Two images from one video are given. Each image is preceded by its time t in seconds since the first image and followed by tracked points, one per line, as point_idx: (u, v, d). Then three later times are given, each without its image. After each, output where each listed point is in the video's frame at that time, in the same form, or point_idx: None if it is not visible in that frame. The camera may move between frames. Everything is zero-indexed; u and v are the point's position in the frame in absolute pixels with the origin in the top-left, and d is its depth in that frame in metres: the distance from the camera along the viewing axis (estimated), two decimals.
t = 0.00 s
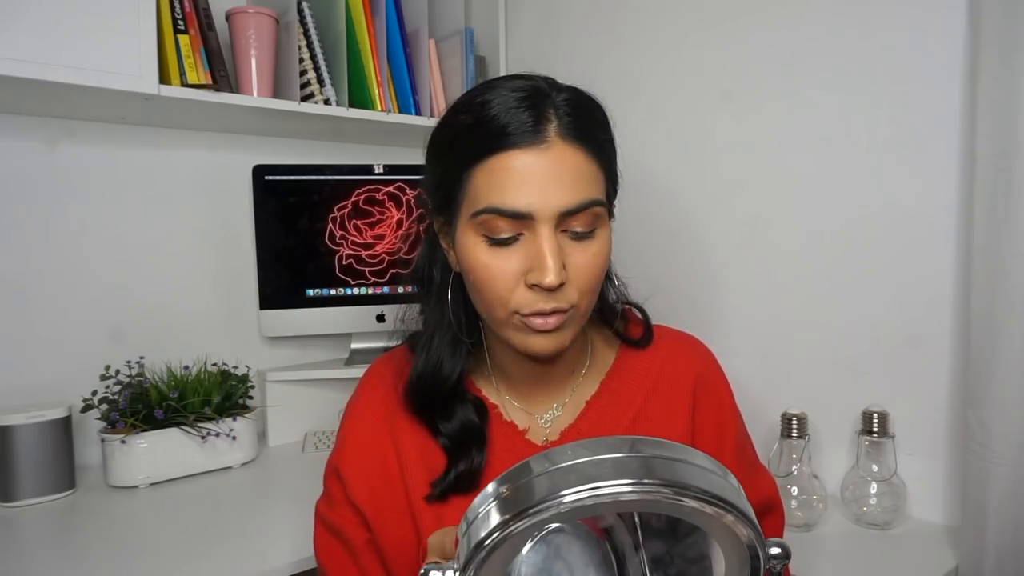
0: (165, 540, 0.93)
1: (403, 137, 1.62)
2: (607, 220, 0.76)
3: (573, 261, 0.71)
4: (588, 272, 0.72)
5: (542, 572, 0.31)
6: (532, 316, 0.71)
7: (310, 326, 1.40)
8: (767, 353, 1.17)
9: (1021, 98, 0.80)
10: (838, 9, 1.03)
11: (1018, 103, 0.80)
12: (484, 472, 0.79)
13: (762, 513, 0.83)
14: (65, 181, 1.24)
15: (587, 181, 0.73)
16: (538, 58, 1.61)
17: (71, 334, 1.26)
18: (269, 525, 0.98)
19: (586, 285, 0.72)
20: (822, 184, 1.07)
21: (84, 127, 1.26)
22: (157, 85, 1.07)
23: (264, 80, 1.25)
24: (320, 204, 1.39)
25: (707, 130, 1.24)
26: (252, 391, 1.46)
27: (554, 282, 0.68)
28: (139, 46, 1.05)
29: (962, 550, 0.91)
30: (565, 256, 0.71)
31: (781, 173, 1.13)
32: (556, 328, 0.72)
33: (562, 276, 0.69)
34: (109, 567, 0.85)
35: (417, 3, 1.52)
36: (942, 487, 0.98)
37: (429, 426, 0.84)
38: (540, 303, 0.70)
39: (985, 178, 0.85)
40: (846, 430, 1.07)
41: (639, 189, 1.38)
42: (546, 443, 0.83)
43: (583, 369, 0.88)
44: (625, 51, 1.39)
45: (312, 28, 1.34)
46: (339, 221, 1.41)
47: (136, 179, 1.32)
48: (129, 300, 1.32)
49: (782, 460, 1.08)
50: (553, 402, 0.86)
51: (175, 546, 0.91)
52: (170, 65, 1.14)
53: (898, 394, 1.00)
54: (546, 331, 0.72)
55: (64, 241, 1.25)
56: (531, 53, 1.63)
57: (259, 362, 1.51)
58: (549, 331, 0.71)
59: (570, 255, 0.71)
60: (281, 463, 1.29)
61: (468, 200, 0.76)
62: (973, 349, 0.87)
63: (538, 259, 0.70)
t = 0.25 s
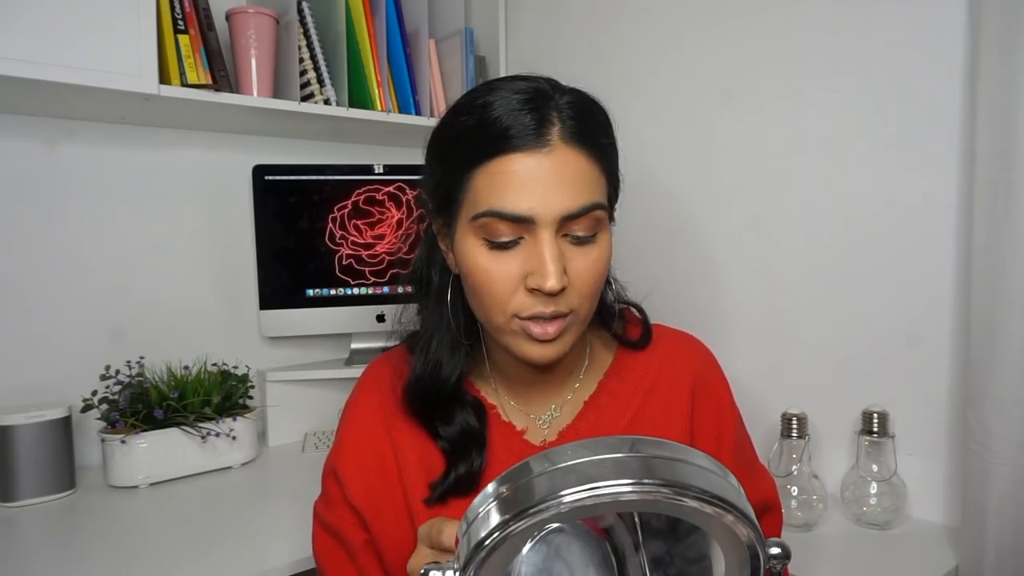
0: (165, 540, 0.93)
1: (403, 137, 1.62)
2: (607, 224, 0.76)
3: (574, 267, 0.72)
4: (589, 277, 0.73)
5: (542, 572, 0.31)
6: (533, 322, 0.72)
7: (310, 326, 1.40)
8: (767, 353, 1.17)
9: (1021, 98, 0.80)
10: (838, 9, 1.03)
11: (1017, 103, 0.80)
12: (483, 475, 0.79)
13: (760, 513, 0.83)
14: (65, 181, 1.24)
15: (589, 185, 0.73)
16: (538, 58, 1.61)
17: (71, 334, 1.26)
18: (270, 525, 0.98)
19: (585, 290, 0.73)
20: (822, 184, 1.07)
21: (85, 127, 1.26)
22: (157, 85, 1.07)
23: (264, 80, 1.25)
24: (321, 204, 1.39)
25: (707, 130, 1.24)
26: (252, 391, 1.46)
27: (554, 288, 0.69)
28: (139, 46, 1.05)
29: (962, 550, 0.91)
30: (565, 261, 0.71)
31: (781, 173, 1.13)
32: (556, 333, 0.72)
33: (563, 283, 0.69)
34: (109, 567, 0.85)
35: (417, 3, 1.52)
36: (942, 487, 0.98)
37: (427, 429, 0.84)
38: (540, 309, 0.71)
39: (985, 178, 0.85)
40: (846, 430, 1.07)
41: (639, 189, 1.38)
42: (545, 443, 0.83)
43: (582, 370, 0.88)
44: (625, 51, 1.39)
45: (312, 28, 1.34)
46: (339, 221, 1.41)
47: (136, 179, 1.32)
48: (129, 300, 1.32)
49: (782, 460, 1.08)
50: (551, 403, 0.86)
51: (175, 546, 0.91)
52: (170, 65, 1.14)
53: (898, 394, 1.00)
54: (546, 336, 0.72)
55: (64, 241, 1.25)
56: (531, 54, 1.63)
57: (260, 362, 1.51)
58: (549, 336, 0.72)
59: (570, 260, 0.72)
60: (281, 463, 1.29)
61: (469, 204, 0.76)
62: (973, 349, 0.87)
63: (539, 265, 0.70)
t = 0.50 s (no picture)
0: (165, 540, 0.93)
1: (403, 137, 1.62)
2: (608, 226, 0.76)
3: (573, 267, 0.72)
4: (589, 278, 0.73)
5: (542, 572, 0.31)
6: (533, 321, 0.72)
7: (310, 326, 1.40)
8: (767, 353, 1.17)
9: (1021, 98, 0.80)
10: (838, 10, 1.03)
11: (1018, 103, 0.80)
12: (482, 475, 0.79)
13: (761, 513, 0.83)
14: (65, 181, 1.24)
15: (590, 186, 0.73)
16: (538, 59, 1.61)
17: (71, 334, 1.26)
18: (270, 525, 0.98)
19: (585, 290, 0.73)
20: (823, 184, 1.07)
21: (85, 127, 1.26)
22: (157, 85, 1.07)
23: (264, 80, 1.25)
24: (321, 204, 1.39)
25: (707, 130, 1.24)
26: (252, 391, 1.46)
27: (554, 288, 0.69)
28: (139, 46, 1.05)
29: (962, 550, 0.91)
30: (565, 262, 0.71)
31: (781, 173, 1.13)
32: (556, 333, 0.72)
33: (562, 283, 0.69)
34: (109, 567, 0.85)
35: (417, 3, 1.52)
36: (942, 487, 0.98)
37: (427, 429, 0.85)
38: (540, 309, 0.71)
39: (985, 178, 0.85)
40: (846, 430, 1.07)
41: (639, 189, 1.38)
42: (544, 443, 0.83)
43: (581, 370, 0.88)
44: (625, 51, 1.39)
45: (312, 28, 1.34)
46: (339, 221, 1.41)
47: (136, 179, 1.32)
48: (130, 300, 1.32)
49: (782, 460, 1.08)
50: (551, 404, 0.87)
51: (175, 546, 0.91)
52: (170, 65, 1.14)
53: (898, 394, 1.00)
54: (546, 336, 0.72)
55: (64, 241, 1.25)
56: (531, 54, 1.63)
57: (260, 362, 1.51)
58: (549, 337, 0.72)
59: (570, 261, 0.72)
60: (281, 463, 1.29)
61: (470, 203, 0.76)
62: (973, 349, 0.87)
63: (538, 265, 0.70)
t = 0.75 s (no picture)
0: (165, 540, 0.93)
1: (404, 137, 1.62)
2: (620, 234, 0.76)
3: (584, 275, 0.72)
4: (598, 286, 0.73)
5: (542, 572, 0.31)
6: (540, 326, 0.73)
7: (310, 326, 1.40)
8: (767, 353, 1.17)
9: (1021, 98, 0.80)
10: (838, 10, 1.03)
11: (1018, 103, 0.80)
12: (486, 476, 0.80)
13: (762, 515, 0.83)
14: (65, 181, 1.24)
15: (605, 196, 0.73)
16: (538, 59, 1.61)
17: (70, 334, 1.26)
18: (270, 525, 0.98)
19: (593, 298, 0.74)
20: (823, 184, 1.07)
21: (85, 127, 1.26)
22: (157, 85, 1.07)
23: (264, 80, 1.25)
24: (321, 204, 1.39)
25: (707, 130, 1.24)
26: (252, 391, 1.46)
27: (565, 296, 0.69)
28: (138, 46, 1.05)
29: (962, 550, 0.91)
30: (576, 270, 0.72)
31: (781, 173, 1.12)
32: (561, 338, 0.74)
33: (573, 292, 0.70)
34: (109, 567, 0.85)
35: (417, 3, 1.52)
36: (942, 487, 0.98)
37: (432, 429, 0.85)
38: (547, 315, 0.72)
39: (985, 178, 0.85)
40: (846, 430, 1.07)
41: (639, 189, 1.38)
42: (547, 443, 0.83)
43: (585, 371, 0.89)
44: (625, 51, 1.39)
45: (312, 28, 1.34)
46: (339, 221, 1.41)
47: (136, 179, 1.32)
48: (129, 300, 1.32)
49: (782, 460, 1.08)
50: (555, 403, 0.87)
51: (175, 546, 0.91)
52: (170, 65, 1.14)
53: (898, 394, 1.00)
54: (552, 340, 0.74)
55: (64, 241, 1.25)
56: (531, 54, 1.63)
57: (259, 362, 1.51)
58: (554, 342, 0.74)
59: (581, 269, 0.72)
60: (281, 463, 1.29)
61: (483, 205, 0.76)
62: (974, 349, 0.87)
63: (550, 272, 0.70)
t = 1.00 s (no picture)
0: (165, 540, 0.93)
1: (404, 136, 1.62)
2: (630, 240, 0.76)
3: (594, 281, 0.72)
4: (607, 292, 0.74)
5: (542, 572, 0.31)
6: (550, 332, 0.73)
7: (310, 326, 1.40)
8: (767, 353, 1.17)
9: (1021, 98, 0.80)
10: (838, 10, 1.03)
11: (1018, 103, 0.80)
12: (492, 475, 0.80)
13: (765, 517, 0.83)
14: (65, 181, 1.24)
15: (616, 203, 0.73)
16: (538, 59, 1.61)
17: (70, 334, 1.26)
18: (270, 525, 0.98)
19: (603, 303, 0.74)
20: (823, 184, 1.07)
21: (84, 127, 1.26)
22: (157, 85, 1.07)
23: (264, 80, 1.25)
24: (320, 204, 1.39)
25: (707, 130, 1.24)
26: (251, 391, 1.46)
27: (574, 302, 0.69)
28: (139, 46, 1.05)
29: (962, 550, 0.91)
30: (587, 276, 0.72)
31: (781, 172, 1.12)
32: (572, 344, 0.74)
33: (583, 298, 0.70)
34: (109, 567, 0.85)
35: (417, 3, 1.52)
36: (941, 487, 0.98)
37: (438, 429, 0.85)
38: (558, 321, 0.72)
39: (985, 178, 0.85)
40: (846, 430, 1.07)
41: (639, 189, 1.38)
42: (551, 443, 0.83)
43: (590, 372, 0.89)
44: (625, 51, 1.39)
45: (312, 28, 1.34)
46: (339, 221, 1.41)
47: (135, 179, 1.32)
48: (129, 300, 1.32)
49: (782, 460, 1.08)
50: (560, 404, 0.87)
51: (175, 546, 0.91)
52: (170, 65, 1.14)
53: (898, 394, 1.00)
54: (562, 346, 0.74)
55: (64, 240, 1.25)
56: (530, 54, 1.63)
57: (259, 362, 1.51)
58: (564, 347, 0.74)
59: (591, 274, 0.72)
60: (281, 463, 1.29)
61: (493, 209, 0.76)
62: (974, 348, 0.87)
63: (560, 278, 0.70)
